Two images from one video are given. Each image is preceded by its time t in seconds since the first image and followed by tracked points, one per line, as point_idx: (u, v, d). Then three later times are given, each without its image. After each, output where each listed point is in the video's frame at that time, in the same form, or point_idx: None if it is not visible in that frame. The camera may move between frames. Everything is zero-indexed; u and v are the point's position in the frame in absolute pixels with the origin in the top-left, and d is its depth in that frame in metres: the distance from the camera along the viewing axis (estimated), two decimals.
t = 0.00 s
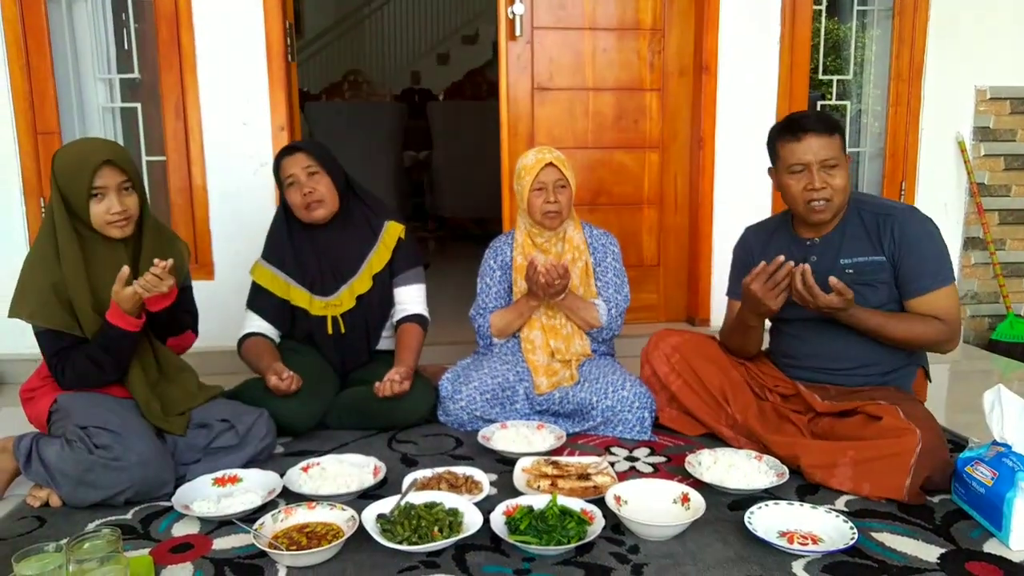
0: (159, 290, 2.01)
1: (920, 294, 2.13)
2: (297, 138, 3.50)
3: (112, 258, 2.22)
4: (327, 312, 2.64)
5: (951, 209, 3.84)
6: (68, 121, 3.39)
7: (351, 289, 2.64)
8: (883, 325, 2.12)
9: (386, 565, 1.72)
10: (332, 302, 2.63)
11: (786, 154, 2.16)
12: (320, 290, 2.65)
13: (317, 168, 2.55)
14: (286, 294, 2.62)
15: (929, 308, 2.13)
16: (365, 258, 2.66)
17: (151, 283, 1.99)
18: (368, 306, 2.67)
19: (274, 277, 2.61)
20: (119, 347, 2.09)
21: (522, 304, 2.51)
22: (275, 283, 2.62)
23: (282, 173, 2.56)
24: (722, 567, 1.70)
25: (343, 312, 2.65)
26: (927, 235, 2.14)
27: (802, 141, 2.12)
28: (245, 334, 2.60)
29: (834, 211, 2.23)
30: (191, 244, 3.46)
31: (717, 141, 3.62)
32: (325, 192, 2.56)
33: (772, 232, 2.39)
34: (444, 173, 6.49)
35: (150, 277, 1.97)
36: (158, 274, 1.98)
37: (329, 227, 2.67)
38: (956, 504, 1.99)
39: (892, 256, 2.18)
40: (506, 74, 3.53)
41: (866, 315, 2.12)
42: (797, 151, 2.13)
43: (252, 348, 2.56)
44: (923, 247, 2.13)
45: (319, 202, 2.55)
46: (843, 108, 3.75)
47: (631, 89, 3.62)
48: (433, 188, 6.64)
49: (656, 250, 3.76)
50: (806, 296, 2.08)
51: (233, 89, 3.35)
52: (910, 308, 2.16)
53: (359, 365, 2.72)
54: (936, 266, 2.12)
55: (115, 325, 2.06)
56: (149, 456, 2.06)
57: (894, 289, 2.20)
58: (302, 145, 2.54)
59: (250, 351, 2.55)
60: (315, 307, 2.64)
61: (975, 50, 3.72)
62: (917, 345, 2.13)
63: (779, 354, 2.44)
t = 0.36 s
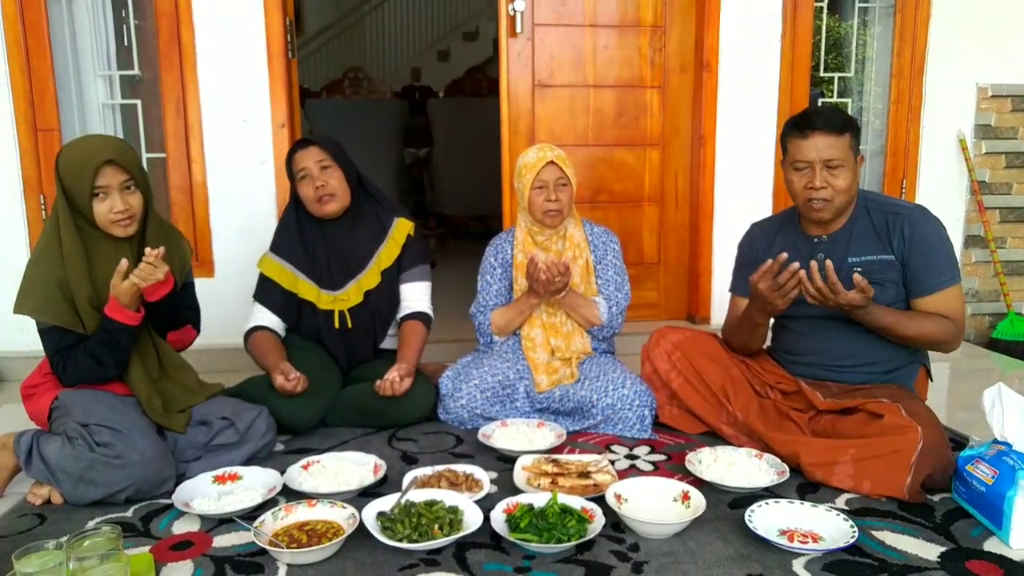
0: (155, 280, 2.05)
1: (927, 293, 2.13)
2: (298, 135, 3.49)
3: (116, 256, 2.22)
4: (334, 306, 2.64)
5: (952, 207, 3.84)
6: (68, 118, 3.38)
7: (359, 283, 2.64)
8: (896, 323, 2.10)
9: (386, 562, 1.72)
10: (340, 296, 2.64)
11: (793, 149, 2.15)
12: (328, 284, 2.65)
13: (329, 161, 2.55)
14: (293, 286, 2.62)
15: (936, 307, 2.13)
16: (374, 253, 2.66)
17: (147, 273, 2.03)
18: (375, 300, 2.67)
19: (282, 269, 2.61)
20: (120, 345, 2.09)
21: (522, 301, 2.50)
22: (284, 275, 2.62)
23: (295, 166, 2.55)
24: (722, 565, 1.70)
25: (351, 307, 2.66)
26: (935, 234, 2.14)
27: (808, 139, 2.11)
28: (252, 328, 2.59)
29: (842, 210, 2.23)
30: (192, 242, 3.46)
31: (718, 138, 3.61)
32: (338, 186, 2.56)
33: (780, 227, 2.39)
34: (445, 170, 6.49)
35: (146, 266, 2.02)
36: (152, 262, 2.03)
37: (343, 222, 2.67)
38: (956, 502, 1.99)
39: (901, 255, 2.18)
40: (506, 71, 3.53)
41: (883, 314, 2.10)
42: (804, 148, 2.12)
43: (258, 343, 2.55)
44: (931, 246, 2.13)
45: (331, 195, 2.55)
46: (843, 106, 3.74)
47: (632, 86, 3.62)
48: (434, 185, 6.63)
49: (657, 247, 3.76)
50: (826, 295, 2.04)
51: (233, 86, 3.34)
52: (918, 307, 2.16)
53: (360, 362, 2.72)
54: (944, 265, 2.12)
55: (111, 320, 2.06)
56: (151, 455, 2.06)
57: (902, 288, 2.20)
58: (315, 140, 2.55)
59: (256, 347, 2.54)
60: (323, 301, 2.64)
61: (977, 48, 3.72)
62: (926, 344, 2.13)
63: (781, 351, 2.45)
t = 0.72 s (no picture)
0: (161, 278, 2.07)
1: (918, 292, 2.15)
2: (300, 136, 3.50)
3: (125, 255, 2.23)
4: (340, 304, 2.65)
5: (950, 209, 3.86)
6: (72, 119, 3.40)
7: (365, 282, 2.65)
8: (888, 321, 2.11)
9: (388, 560, 1.73)
10: (345, 295, 2.64)
11: (778, 151, 2.17)
12: (333, 283, 2.66)
13: (339, 160, 2.58)
14: (298, 285, 2.63)
15: (928, 305, 2.15)
16: (380, 252, 2.67)
17: (153, 270, 2.04)
18: (380, 299, 2.67)
19: (287, 267, 2.63)
20: (124, 343, 2.10)
21: (523, 301, 2.52)
22: (289, 274, 2.63)
23: (304, 165, 2.57)
24: (722, 563, 1.72)
25: (356, 306, 2.66)
26: (926, 233, 2.15)
27: (792, 141, 2.13)
28: (257, 326, 2.61)
29: (835, 210, 2.24)
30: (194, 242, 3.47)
31: (717, 140, 3.63)
32: (347, 185, 2.57)
33: (775, 228, 2.41)
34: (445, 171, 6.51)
35: (152, 263, 2.04)
36: (159, 260, 2.05)
37: (348, 225, 2.68)
38: (955, 501, 2.01)
39: (892, 255, 2.19)
40: (508, 74, 3.54)
41: (875, 313, 2.11)
42: (787, 151, 2.14)
43: (264, 342, 2.56)
44: (922, 246, 2.14)
45: (340, 195, 2.56)
46: (842, 108, 3.76)
47: (633, 89, 3.63)
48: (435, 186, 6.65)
49: (657, 248, 3.77)
50: (816, 292, 2.06)
51: (235, 87, 3.36)
52: (910, 306, 2.18)
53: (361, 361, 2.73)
54: (935, 264, 2.13)
55: (116, 316, 2.07)
56: (154, 452, 2.07)
57: (893, 287, 2.21)
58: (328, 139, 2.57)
59: (262, 345, 2.56)
60: (328, 299, 2.64)
61: (975, 50, 3.74)
62: (919, 342, 2.14)
63: (780, 350, 2.46)
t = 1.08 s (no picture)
0: (153, 280, 2.05)
1: (919, 294, 2.14)
2: (299, 135, 3.50)
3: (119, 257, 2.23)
4: (336, 305, 2.64)
5: (951, 209, 3.85)
6: (70, 117, 3.39)
7: (361, 282, 2.65)
8: (888, 324, 2.11)
9: (386, 560, 1.72)
10: (342, 295, 2.64)
11: (777, 152, 2.17)
12: (328, 284, 2.65)
13: (334, 161, 2.57)
14: (295, 287, 2.63)
15: (928, 307, 2.14)
16: (375, 252, 2.66)
17: (144, 272, 2.02)
18: (376, 300, 2.67)
19: (282, 269, 2.62)
20: (120, 344, 2.09)
21: (523, 301, 2.51)
22: (283, 276, 2.63)
23: (298, 166, 2.56)
24: (721, 564, 1.71)
25: (351, 307, 2.66)
26: (927, 235, 2.14)
27: (790, 142, 2.12)
28: (253, 327, 2.60)
29: (835, 212, 2.23)
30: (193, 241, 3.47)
31: (718, 140, 3.62)
32: (341, 185, 2.57)
33: (776, 228, 2.41)
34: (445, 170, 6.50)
35: (143, 266, 2.02)
36: (151, 262, 2.04)
37: (343, 225, 2.67)
38: (954, 503, 2.00)
39: (893, 256, 2.18)
40: (508, 72, 3.53)
41: (874, 316, 2.10)
42: (785, 152, 2.13)
43: (260, 341, 2.56)
44: (923, 248, 2.13)
45: (335, 195, 2.56)
46: (843, 108, 3.75)
47: (632, 88, 3.63)
48: (434, 185, 6.64)
49: (656, 248, 3.77)
50: (817, 294, 2.06)
51: (234, 85, 3.35)
52: (910, 308, 2.17)
53: (360, 361, 2.72)
54: (936, 266, 2.12)
55: (109, 318, 2.06)
56: (150, 452, 2.07)
57: (894, 289, 2.21)
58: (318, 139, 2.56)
59: (257, 346, 2.56)
60: (323, 300, 2.64)
61: (976, 50, 3.73)
62: (919, 344, 2.13)
63: (778, 352, 2.45)
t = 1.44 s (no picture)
0: (150, 283, 2.04)
1: (921, 296, 2.14)
2: (300, 134, 3.50)
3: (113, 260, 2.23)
4: (335, 307, 2.64)
5: (952, 210, 3.85)
6: (70, 116, 3.39)
7: (359, 284, 2.64)
8: (890, 326, 2.10)
9: (386, 560, 1.72)
10: (341, 297, 2.64)
11: (779, 152, 2.17)
12: (326, 286, 2.65)
13: (329, 164, 2.56)
14: (293, 290, 2.63)
15: (930, 310, 2.14)
16: (374, 252, 2.66)
17: (141, 276, 2.02)
18: (375, 300, 2.67)
19: (280, 272, 2.62)
20: (118, 347, 2.09)
21: (523, 301, 2.51)
22: (281, 278, 2.62)
23: (293, 169, 2.55)
24: (721, 565, 1.71)
25: (350, 308, 2.66)
26: (929, 237, 2.14)
27: (794, 143, 2.12)
28: (251, 329, 2.60)
29: (839, 213, 2.23)
30: (193, 240, 3.46)
31: (718, 140, 3.62)
32: (338, 187, 2.56)
33: (779, 228, 2.41)
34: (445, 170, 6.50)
35: (139, 269, 2.01)
36: (148, 266, 2.03)
37: (340, 228, 2.66)
38: (955, 503, 2.00)
39: (896, 258, 2.18)
40: (508, 71, 3.53)
41: (876, 318, 2.10)
42: (788, 153, 2.13)
43: (258, 342, 2.56)
44: (925, 250, 2.13)
45: (332, 197, 2.55)
46: (843, 108, 3.75)
47: (633, 88, 3.62)
48: (435, 184, 6.65)
49: (657, 248, 3.76)
50: (820, 295, 2.06)
51: (235, 85, 3.35)
52: (912, 310, 2.17)
53: (360, 361, 2.72)
54: (938, 268, 2.12)
55: (105, 323, 2.06)
56: (149, 451, 2.07)
57: (896, 291, 2.21)
58: (313, 140, 2.54)
59: (256, 347, 2.56)
60: (322, 302, 2.64)
61: (977, 50, 3.73)
62: (921, 347, 2.13)
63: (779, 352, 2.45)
